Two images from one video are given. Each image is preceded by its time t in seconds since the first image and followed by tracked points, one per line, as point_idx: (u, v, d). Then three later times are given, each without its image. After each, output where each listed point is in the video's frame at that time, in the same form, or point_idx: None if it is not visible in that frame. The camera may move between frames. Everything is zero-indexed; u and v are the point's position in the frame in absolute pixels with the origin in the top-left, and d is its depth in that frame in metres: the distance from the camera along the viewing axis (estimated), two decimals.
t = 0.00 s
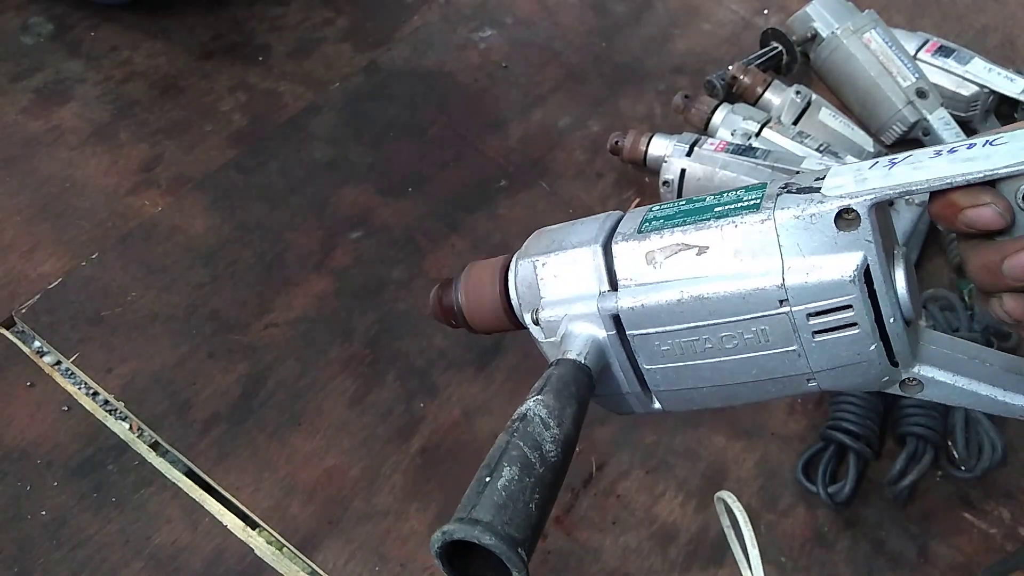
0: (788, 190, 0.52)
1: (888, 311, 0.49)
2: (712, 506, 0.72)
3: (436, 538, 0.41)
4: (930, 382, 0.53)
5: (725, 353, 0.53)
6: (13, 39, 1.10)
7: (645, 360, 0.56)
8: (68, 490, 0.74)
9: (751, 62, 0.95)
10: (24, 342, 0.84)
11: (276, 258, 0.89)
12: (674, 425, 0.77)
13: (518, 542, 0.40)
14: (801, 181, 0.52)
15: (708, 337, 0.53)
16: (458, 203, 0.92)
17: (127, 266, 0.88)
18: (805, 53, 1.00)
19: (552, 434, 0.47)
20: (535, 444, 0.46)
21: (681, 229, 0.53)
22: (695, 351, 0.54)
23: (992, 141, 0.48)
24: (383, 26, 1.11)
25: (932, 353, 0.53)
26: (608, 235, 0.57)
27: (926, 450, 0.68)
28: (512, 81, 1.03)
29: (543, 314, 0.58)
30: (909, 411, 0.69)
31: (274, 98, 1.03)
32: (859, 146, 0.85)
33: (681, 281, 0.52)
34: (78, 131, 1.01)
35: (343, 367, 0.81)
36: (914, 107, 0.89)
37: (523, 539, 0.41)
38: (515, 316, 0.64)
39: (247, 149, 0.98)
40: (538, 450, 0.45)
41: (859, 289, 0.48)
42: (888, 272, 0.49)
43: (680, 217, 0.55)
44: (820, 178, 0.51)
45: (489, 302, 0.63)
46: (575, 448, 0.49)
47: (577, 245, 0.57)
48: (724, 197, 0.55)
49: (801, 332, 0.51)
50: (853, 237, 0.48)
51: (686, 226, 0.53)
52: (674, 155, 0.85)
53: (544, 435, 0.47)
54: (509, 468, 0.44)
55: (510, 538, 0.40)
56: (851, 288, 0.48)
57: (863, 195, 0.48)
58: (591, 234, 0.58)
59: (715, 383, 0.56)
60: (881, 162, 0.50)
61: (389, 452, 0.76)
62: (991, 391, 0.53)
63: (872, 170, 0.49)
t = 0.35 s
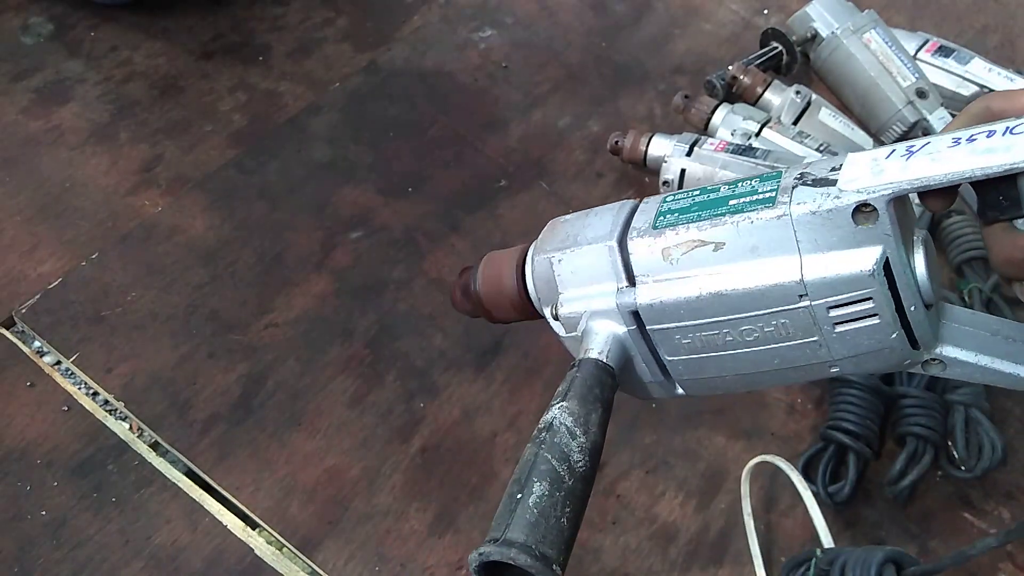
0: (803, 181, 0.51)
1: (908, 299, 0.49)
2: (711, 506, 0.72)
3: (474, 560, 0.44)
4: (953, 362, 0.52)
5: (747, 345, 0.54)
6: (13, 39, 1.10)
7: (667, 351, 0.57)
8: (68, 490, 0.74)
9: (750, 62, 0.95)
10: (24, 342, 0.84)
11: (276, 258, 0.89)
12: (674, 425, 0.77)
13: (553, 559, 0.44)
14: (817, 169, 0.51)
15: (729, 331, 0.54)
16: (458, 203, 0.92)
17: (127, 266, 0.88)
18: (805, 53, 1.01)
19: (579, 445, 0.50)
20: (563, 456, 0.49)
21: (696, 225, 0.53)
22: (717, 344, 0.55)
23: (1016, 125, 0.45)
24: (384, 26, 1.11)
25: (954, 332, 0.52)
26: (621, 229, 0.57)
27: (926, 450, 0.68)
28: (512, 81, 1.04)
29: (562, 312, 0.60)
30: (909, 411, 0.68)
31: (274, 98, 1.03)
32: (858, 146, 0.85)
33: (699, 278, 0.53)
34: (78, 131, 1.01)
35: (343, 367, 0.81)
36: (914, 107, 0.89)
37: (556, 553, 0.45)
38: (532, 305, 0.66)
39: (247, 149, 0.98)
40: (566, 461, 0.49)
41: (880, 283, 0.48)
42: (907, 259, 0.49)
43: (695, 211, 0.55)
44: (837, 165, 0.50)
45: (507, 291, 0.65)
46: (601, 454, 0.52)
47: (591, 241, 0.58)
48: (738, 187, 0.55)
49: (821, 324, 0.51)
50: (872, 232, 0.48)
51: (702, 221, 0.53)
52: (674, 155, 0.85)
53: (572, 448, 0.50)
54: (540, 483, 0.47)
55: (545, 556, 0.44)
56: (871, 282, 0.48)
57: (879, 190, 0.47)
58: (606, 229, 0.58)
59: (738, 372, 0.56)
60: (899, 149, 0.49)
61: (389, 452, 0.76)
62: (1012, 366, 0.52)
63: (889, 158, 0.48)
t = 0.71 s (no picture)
0: (844, 186, 0.52)
1: (952, 302, 0.48)
2: (712, 506, 0.72)
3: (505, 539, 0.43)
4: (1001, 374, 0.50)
5: (790, 353, 0.53)
6: (13, 39, 1.10)
7: (707, 361, 0.57)
8: (67, 490, 0.74)
9: (750, 62, 0.95)
10: (24, 342, 0.83)
11: (276, 258, 0.89)
12: (674, 425, 0.77)
13: (585, 543, 0.42)
14: (857, 177, 0.52)
15: (769, 337, 0.53)
16: (458, 203, 0.93)
17: (127, 266, 0.88)
18: (805, 54, 1.01)
19: (616, 439, 0.49)
20: (598, 449, 0.47)
21: (737, 230, 0.54)
22: (757, 352, 0.54)
23: None
24: (383, 26, 1.11)
25: (1001, 343, 0.50)
26: (663, 238, 0.58)
27: (926, 450, 0.68)
28: (512, 81, 1.04)
29: (603, 322, 0.60)
30: (909, 411, 0.69)
31: (274, 98, 1.03)
32: (859, 146, 0.85)
33: (741, 281, 0.53)
34: (78, 131, 1.01)
35: (343, 367, 0.81)
36: (914, 107, 0.89)
37: (589, 539, 0.42)
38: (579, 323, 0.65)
39: (247, 149, 0.98)
40: (602, 453, 0.47)
41: (922, 283, 0.47)
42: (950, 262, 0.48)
43: (736, 218, 0.55)
44: (877, 171, 0.51)
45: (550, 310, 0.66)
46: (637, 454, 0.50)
47: (634, 250, 0.59)
48: (780, 197, 0.55)
49: (864, 328, 0.50)
50: (913, 231, 0.47)
51: (744, 227, 0.54)
52: (674, 155, 0.85)
53: (608, 440, 0.48)
54: (574, 471, 0.46)
55: (577, 539, 0.42)
56: (914, 282, 0.47)
57: (921, 189, 0.47)
58: (649, 239, 0.59)
59: (780, 382, 0.55)
60: (939, 152, 0.49)
61: (389, 452, 0.76)
62: None
63: (930, 161, 0.49)
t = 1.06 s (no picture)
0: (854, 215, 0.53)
1: (960, 313, 0.45)
2: (712, 506, 0.72)
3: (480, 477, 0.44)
4: None
5: (803, 375, 0.52)
6: (14, 39, 1.10)
7: (728, 389, 0.56)
8: (68, 490, 0.74)
9: (751, 62, 0.95)
10: (24, 342, 0.83)
11: (276, 258, 0.89)
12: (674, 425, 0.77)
13: (548, 487, 0.42)
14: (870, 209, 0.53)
15: (782, 357, 0.52)
16: (458, 203, 0.93)
17: (128, 266, 0.88)
18: (805, 54, 1.01)
19: (608, 424, 0.48)
20: (588, 426, 0.48)
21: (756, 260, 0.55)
22: (772, 375, 0.53)
23: None
24: (383, 26, 1.11)
25: None
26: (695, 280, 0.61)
27: (925, 450, 0.69)
28: (512, 81, 1.04)
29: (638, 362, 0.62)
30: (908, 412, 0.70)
31: (275, 98, 1.03)
32: (858, 145, 0.85)
33: (756, 304, 0.54)
34: (78, 131, 1.01)
35: (344, 367, 0.81)
36: (913, 107, 0.89)
37: (554, 487, 0.42)
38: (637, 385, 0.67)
39: (248, 149, 0.98)
40: (591, 429, 0.47)
41: (918, 287, 0.46)
42: (961, 274, 0.46)
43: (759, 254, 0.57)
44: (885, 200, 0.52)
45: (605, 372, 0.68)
46: (634, 455, 0.49)
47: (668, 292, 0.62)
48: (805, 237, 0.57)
49: (871, 343, 0.48)
50: (907, 236, 0.47)
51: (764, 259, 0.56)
52: (673, 155, 0.85)
53: (600, 422, 0.48)
54: (558, 435, 0.46)
55: (540, 480, 0.42)
56: (911, 288, 0.46)
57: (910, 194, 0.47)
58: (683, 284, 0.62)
59: (800, 413, 0.53)
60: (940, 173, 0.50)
61: (389, 452, 0.76)
62: None
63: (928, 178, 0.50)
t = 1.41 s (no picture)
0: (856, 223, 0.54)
1: (952, 315, 0.45)
2: (711, 505, 0.72)
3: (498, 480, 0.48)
4: None
5: (814, 379, 0.53)
6: (16, 40, 1.10)
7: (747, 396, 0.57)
8: (69, 489, 0.75)
9: (750, 63, 0.96)
10: (26, 342, 0.84)
11: (277, 258, 0.89)
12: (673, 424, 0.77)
13: (550, 490, 0.46)
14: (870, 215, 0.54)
15: (794, 364, 0.54)
16: (458, 204, 0.93)
17: (129, 266, 0.89)
18: (803, 55, 1.01)
19: (619, 432, 0.51)
20: (599, 434, 0.51)
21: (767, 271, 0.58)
22: (786, 381, 0.54)
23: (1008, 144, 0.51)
24: (384, 28, 1.11)
25: None
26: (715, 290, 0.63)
27: (924, 450, 0.68)
28: (513, 82, 1.04)
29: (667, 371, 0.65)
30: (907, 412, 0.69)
31: (276, 99, 1.04)
32: (856, 145, 0.85)
33: (765, 313, 0.56)
34: (80, 131, 1.01)
35: (344, 367, 0.82)
36: (911, 108, 0.90)
37: (557, 490, 0.46)
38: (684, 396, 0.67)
39: (248, 149, 0.99)
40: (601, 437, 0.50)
41: (909, 291, 0.47)
42: (954, 275, 0.46)
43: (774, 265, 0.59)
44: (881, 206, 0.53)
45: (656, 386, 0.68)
46: (647, 461, 0.52)
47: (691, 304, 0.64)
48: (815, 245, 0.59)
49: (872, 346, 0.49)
50: (895, 241, 0.48)
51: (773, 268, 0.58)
52: (673, 155, 0.85)
53: (612, 430, 0.51)
54: (569, 442, 0.50)
55: (544, 484, 0.46)
56: (903, 292, 0.47)
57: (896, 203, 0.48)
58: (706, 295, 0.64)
59: (815, 417, 0.54)
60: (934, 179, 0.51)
61: (390, 452, 0.76)
62: None
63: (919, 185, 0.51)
